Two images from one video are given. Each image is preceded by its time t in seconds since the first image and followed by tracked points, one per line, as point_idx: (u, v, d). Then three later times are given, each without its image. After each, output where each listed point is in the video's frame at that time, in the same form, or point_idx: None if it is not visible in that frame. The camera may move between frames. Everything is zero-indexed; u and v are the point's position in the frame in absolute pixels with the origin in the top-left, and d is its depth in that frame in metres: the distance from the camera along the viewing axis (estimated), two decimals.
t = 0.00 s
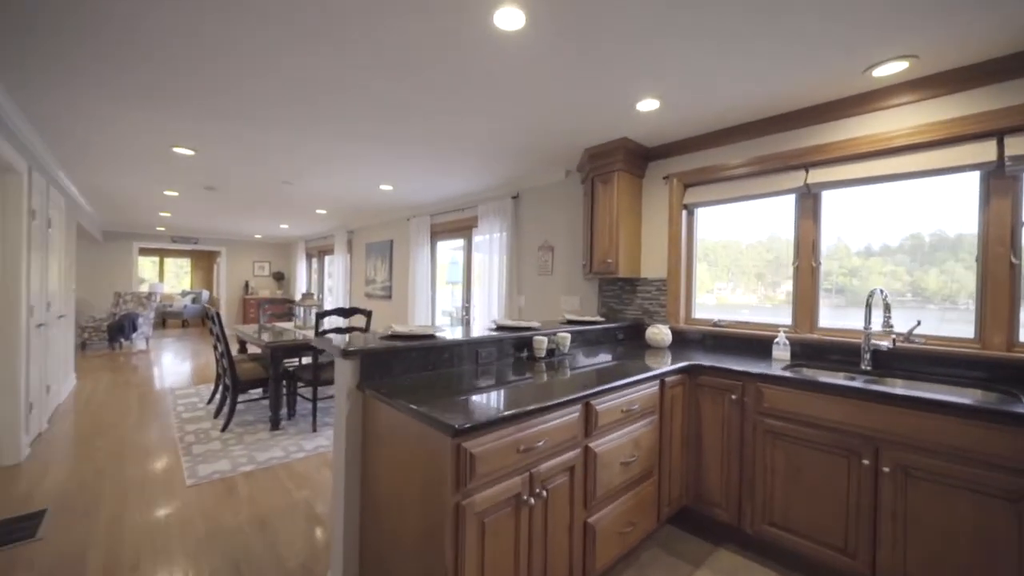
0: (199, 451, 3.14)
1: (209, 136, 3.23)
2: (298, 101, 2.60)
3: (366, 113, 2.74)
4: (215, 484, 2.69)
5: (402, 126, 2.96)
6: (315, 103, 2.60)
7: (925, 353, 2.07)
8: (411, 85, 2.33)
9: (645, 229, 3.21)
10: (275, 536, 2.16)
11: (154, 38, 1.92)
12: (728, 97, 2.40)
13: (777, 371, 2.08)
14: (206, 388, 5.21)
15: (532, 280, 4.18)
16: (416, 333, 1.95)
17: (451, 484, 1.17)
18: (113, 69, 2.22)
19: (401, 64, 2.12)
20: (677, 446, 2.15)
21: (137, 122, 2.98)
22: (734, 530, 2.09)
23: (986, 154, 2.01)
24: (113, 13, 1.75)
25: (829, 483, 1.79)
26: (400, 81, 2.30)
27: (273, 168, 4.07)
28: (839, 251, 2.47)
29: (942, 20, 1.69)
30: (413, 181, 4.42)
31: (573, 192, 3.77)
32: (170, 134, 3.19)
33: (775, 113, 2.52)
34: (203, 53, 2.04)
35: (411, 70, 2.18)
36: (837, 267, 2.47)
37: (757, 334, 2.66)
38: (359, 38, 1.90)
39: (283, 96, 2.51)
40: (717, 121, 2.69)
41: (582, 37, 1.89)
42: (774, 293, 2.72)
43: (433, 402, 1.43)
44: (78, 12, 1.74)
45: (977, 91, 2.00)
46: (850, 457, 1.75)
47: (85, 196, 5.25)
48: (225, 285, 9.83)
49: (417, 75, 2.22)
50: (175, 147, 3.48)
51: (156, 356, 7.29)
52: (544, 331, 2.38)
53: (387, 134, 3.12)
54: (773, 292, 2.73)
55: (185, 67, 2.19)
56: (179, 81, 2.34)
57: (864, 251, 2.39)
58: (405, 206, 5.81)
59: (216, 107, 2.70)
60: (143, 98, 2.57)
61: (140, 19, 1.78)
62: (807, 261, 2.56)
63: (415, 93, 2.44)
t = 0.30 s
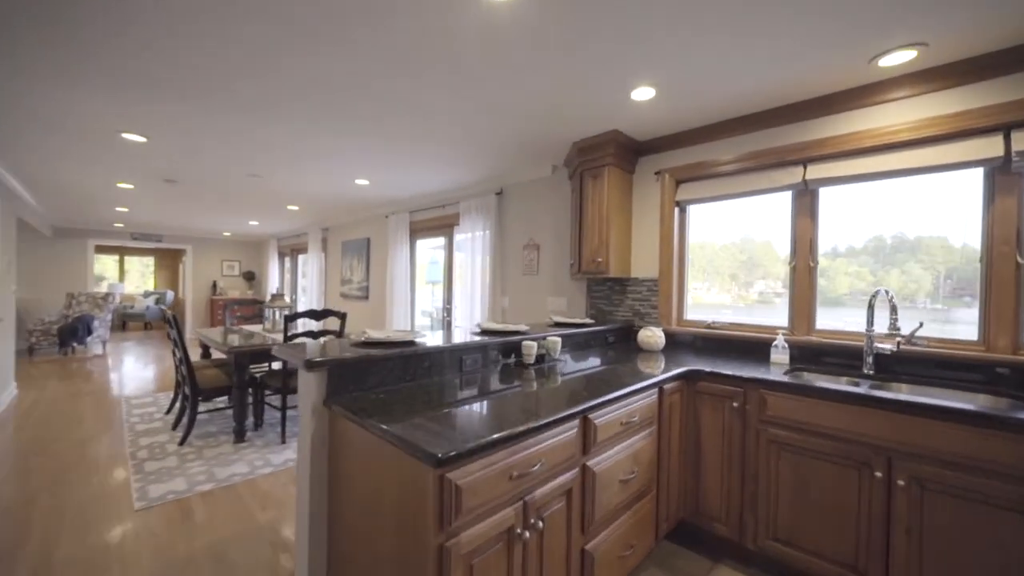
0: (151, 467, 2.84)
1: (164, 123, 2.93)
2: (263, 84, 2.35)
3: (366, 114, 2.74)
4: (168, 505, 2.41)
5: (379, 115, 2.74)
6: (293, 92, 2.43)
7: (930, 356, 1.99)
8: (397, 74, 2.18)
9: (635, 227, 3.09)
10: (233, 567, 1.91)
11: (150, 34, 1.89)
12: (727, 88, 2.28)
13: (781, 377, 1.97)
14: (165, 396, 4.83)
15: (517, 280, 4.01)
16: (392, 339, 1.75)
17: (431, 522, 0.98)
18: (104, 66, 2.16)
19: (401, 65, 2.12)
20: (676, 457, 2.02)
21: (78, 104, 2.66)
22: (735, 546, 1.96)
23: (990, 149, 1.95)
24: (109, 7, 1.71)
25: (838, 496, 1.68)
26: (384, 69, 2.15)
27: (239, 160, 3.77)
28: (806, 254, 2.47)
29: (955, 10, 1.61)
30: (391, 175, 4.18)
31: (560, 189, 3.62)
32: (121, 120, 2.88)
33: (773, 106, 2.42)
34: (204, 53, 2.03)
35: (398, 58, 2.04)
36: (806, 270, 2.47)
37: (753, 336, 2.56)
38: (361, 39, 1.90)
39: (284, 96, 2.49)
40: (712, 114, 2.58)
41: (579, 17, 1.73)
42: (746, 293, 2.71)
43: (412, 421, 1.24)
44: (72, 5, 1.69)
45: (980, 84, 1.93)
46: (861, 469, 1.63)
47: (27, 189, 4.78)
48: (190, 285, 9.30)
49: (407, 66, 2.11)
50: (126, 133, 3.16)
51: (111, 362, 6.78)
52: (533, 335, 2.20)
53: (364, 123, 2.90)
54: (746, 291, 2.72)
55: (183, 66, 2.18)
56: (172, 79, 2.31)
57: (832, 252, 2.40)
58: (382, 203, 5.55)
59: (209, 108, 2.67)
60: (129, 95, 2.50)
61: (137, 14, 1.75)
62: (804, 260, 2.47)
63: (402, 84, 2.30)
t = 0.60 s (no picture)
0: (96, 489, 2.56)
1: (113, 115, 2.66)
2: (220, 72, 2.13)
3: (349, 111, 2.56)
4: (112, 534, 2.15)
5: (353, 108, 2.55)
6: (256, 81, 2.21)
7: (926, 364, 1.94)
8: (371, 63, 1.99)
9: (623, 229, 2.99)
10: None
11: (152, 35, 1.78)
12: (720, 87, 2.19)
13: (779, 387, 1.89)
14: (119, 408, 4.47)
15: (500, 282, 3.86)
16: (364, 350, 1.57)
17: None
18: (105, 68, 2.06)
19: (376, 54, 1.94)
20: (671, 473, 1.92)
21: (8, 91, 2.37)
22: (733, 565, 1.88)
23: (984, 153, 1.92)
24: (109, 7, 1.61)
25: (841, 514, 1.61)
26: (357, 58, 1.97)
27: (199, 154, 3.49)
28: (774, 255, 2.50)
29: (960, 10, 1.55)
30: (367, 173, 3.98)
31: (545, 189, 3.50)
32: (63, 111, 2.60)
33: (765, 105, 2.35)
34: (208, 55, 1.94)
35: (372, 46, 1.86)
36: (773, 273, 2.50)
37: (744, 342, 2.49)
38: (343, 31, 1.75)
39: (265, 92, 2.33)
40: (703, 113, 2.49)
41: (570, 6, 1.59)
42: (719, 293, 2.72)
43: (387, 451, 1.08)
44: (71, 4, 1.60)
45: (975, 86, 1.89)
46: (865, 486, 1.56)
47: None
48: (152, 286, 8.79)
49: (382, 54, 1.93)
50: (67, 124, 2.86)
51: (63, 369, 6.31)
52: (520, 344, 2.06)
53: (336, 117, 2.70)
54: (719, 292, 2.72)
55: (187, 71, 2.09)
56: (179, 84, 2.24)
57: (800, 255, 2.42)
58: (358, 202, 5.32)
59: (210, 110, 2.58)
60: (110, 92, 2.34)
61: (139, 15, 1.65)
62: (796, 264, 2.41)
63: (377, 75, 2.12)
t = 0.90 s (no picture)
0: (30, 519, 2.28)
1: (64, 104, 2.44)
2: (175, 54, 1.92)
3: (322, 101, 2.38)
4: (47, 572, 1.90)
5: (326, 98, 2.36)
6: (217, 66, 2.01)
7: (920, 368, 1.94)
8: (346, 48, 1.83)
9: (610, 231, 2.91)
10: None
11: (149, 33, 1.73)
12: (714, 85, 2.12)
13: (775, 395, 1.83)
14: (64, 421, 4.08)
15: (482, 284, 3.73)
16: (337, 364, 1.41)
17: None
18: (83, 62, 1.98)
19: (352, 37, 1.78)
20: (667, 486, 1.83)
21: None
22: None
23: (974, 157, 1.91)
24: (109, 7, 1.58)
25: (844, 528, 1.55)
26: (330, 42, 1.80)
27: (155, 146, 3.21)
28: (745, 256, 2.53)
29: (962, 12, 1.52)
30: (342, 169, 3.77)
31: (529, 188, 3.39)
32: None
33: (756, 105, 2.30)
34: (215, 59, 1.92)
35: (347, 28, 1.70)
36: (743, 273, 2.53)
37: (735, 346, 2.44)
38: (313, 10, 1.58)
39: (226, 77, 2.12)
40: (694, 112, 2.43)
41: None
42: (691, 293, 2.73)
43: (364, 485, 0.93)
44: (70, 4, 1.56)
45: (966, 89, 1.89)
46: (868, 498, 1.51)
47: None
48: (107, 287, 8.22)
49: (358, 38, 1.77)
50: None
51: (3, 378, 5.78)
52: (505, 353, 1.93)
53: (308, 108, 2.50)
54: (691, 292, 2.74)
55: (187, 71, 2.05)
56: (183, 86, 2.20)
57: (766, 256, 2.46)
58: (332, 199, 5.08)
59: (179, 101, 2.40)
60: (47, 74, 2.08)
61: (137, 14, 1.61)
62: (787, 266, 2.37)
63: (353, 61, 1.95)
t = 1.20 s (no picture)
0: None
1: (14, 91, 2.25)
2: (111, 25, 1.68)
3: (285, 87, 2.18)
4: None
5: (290, 85, 2.16)
6: (164, 42, 1.79)
7: (903, 374, 1.96)
8: (313, 28, 1.65)
9: (592, 233, 2.84)
10: None
11: (122, 14, 1.61)
12: (702, 85, 2.07)
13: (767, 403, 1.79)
14: None
15: (458, 287, 3.58)
16: (303, 381, 1.25)
17: None
18: None
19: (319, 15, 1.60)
20: (656, 500, 1.76)
21: None
22: None
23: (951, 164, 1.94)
24: None
25: (838, 540, 1.52)
26: (295, 19, 1.62)
27: (94, 133, 2.89)
28: (708, 257, 2.57)
29: (953, 16, 1.51)
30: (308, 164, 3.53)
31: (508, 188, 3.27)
32: None
33: (742, 107, 2.27)
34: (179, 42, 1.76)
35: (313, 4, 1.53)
36: (707, 273, 2.57)
37: (719, 352, 2.41)
38: None
39: (174, 56, 1.89)
40: (680, 113, 2.38)
41: None
42: (658, 293, 2.74)
43: (332, 532, 0.78)
44: None
45: (945, 96, 1.91)
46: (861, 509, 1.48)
47: None
48: (42, 288, 7.51)
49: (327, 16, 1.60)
50: None
51: None
52: (487, 362, 1.81)
53: (270, 95, 2.29)
54: (658, 292, 2.74)
55: (166, 63, 1.96)
56: (163, 79, 2.11)
57: (729, 258, 2.50)
58: (298, 196, 4.79)
59: (119, 81, 2.14)
60: None
61: None
62: (770, 270, 2.36)
63: (320, 43, 1.77)
